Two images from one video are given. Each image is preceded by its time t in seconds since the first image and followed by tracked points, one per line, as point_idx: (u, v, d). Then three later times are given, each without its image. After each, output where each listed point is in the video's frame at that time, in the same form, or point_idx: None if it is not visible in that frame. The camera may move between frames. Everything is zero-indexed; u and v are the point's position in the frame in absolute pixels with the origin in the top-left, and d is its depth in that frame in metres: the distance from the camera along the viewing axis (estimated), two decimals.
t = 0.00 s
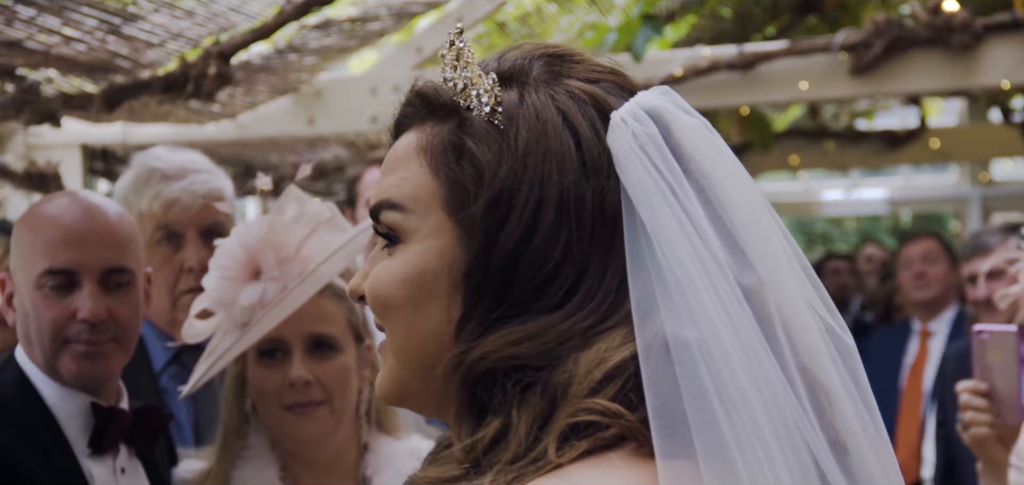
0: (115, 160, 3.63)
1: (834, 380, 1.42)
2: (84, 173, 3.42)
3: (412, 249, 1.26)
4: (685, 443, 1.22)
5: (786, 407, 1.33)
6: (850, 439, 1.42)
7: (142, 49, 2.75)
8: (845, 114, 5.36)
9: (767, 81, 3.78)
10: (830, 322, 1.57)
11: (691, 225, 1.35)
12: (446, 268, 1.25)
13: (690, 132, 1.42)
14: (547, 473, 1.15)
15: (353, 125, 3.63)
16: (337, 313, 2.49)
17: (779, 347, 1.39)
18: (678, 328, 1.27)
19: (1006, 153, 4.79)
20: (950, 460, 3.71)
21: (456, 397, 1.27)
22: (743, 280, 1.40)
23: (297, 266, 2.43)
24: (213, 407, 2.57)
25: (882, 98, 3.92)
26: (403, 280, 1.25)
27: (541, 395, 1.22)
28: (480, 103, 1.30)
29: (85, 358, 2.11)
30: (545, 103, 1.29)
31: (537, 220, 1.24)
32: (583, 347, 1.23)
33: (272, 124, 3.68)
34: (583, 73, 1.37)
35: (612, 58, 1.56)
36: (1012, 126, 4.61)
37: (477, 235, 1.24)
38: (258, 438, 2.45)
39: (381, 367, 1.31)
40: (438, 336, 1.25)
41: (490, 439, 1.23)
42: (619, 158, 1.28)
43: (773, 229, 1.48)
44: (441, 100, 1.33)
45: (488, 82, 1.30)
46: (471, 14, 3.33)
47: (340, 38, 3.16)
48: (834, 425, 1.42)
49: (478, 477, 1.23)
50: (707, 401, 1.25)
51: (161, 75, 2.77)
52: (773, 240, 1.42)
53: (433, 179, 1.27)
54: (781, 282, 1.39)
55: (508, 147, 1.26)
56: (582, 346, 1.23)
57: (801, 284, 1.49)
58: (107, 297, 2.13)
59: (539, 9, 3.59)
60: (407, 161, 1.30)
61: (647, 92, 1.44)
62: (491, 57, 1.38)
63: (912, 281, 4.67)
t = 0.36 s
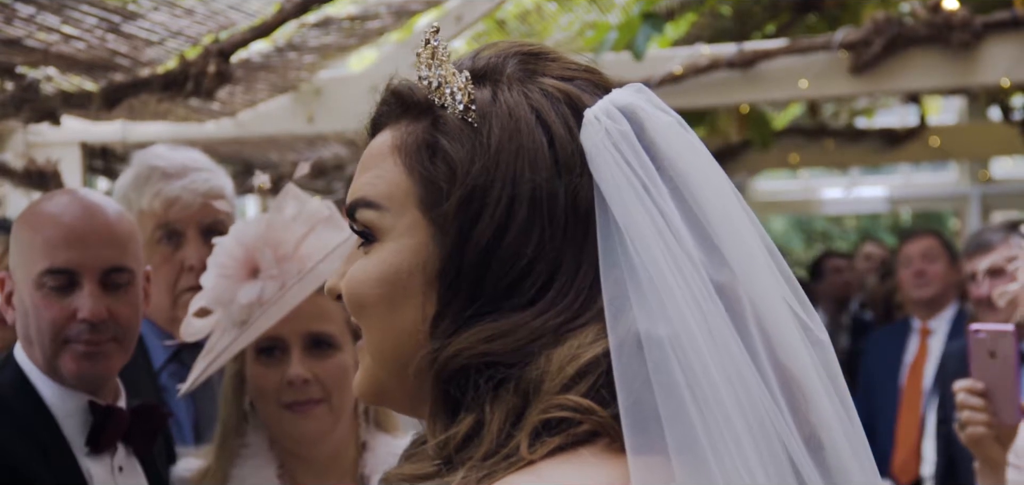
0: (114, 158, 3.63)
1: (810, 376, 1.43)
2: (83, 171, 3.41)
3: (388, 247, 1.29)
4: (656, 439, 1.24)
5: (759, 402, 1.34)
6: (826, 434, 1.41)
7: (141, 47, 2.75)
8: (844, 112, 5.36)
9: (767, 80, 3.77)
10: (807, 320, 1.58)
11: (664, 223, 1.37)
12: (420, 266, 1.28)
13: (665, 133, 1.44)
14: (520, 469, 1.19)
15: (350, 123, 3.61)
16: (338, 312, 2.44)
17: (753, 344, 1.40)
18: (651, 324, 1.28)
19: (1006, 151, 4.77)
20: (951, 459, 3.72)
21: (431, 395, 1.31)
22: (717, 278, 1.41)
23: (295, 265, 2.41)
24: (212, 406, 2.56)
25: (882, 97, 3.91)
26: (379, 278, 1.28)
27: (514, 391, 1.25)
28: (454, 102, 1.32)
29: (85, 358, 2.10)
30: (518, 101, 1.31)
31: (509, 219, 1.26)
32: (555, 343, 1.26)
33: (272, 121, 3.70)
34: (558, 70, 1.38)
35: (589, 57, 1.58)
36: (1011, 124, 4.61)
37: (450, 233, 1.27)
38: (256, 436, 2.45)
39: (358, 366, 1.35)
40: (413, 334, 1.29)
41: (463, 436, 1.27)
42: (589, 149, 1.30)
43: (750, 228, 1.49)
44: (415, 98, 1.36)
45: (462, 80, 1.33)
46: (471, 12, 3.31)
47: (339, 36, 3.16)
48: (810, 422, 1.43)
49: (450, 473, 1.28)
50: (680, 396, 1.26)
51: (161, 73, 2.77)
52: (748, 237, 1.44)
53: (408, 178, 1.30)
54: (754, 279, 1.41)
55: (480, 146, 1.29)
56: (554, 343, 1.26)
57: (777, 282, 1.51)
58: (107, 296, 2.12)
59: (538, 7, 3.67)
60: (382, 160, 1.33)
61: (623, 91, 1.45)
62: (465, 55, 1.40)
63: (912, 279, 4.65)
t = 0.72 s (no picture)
0: (113, 157, 3.63)
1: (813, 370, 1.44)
2: (83, 170, 3.42)
3: (388, 247, 1.32)
4: (658, 437, 1.25)
5: (761, 396, 1.36)
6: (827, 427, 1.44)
7: (141, 46, 2.75)
8: (844, 111, 5.36)
9: (767, 78, 3.76)
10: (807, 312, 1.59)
11: (665, 220, 1.38)
12: (421, 265, 1.31)
13: (665, 130, 1.45)
14: (523, 469, 1.22)
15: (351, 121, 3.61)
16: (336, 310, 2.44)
17: (753, 339, 1.42)
18: (652, 322, 1.30)
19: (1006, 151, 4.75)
20: (951, 458, 3.73)
21: (434, 394, 1.34)
22: (718, 273, 1.43)
23: (294, 262, 2.42)
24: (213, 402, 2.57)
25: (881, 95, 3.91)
26: (380, 279, 1.31)
27: (515, 389, 1.28)
28: (452, 101, 1.34)
29: (80, 358, 2.11)
30: (516, 99, 1.33)
31: (509, 217, 1.29)
32: (554, 341, 1.28)
33: (272, 119, 3.70)
34: (555, 67, 1.40)
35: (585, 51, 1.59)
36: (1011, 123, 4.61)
37: (449, 232, 1.30)
38: (255, 434, 2.45)
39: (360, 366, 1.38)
40: (414, 333, 1.32)
41: (467, 433, 1.30)
42: (589, 149, 1.32)
43: (750, 224, 1.51)
44: (412, 98, 1.38)
45: (459, 79, 1.35)
46: (472, 11, 3.32)
47: (339, 34, 3.16)
48: (813, 416, 1.44)
49: (453, 471, 1.31)
50: (681, 391, 1.28)
51: (161, 72, 2.78)
52: (747, 233, 1.46)
53: (407, 179, 1.33)
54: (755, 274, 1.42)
55: (479, 144, 1.31)
56: (554, 341, 1.28)
57: (779, 278, 1.52)
58: (102, 295, 2.12)
59: (538, 6, 3.65)
60: (382, 160, 1.35)
61: (622, 87, 1.47)
62: (462, 54, 1.42)
63: (912, 277, 4.67)
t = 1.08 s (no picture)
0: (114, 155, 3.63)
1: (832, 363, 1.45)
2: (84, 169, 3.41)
3: (405, 240, 1.32)
4: (677, 429, 1.27)
5: (781, 388, 1.36)
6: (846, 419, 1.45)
7: (142, 44, 2.75)
8: (845, 109, 5.37)
9: (768, 76, 3.76)
10: (824, 302, 1.59)
11: (684, 215, 1.39)
12: (438, 257, 1.31)
13: (682, 124, 1.45)
14: (545, 462, 1.22)
15: (356, 119, 3.63)
16: (335, 309, 2.46)
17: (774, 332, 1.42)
18: (670, 315, 1.31)
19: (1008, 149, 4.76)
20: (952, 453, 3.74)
21: (452, 389, 1.34)
22: (736, 266, 1.43)
23: (294, 260, 2.41)
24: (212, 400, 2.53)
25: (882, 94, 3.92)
26: (397, 272, 1.31)
27: (534, 385, 1.28)
28: (469, 93, 1.34)
29: (79, 357, 2.10)
30: (533, 92, 1.33)
31: (526, 210, 1.29)
32: (572, 334, 1.28)
33: (273, 117, 3.70)
34: (573, 60, 1.41)
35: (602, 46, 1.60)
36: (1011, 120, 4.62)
37: (466, 226, 1.30)
38: (254, 432, 2.44)
39: (378, 359, 1.39)
40: (432, 328, 1.32)
41: (486, 429, 1.30)
42: (606, 142, 1.31)
43: (769, 217, 1.51)
44: (430, 91, 1.38)
45: (477, 72, 1.35)
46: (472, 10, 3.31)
47: (340, 32, 3.16)
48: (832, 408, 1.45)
49: (474, 468, 1.31)
50: (699, 384, 1.29)
51: (161, 70, 2.77)
52: (767, 226, 1.46)
53: (425, 172, 1.33)
54: (774, 268, 1.43)
55: (496, 137, 1.31)
56: (573, 336, 1.28)
57: (798, 270, 1.53)
58: (101, 294, 2.11)
59: (539, 4, 3.67)
60: (399, 153, 1.36)
61: (638, 80, 1.47)
62: (480, 47, 1.42)
63: (912, 276, 4.69)
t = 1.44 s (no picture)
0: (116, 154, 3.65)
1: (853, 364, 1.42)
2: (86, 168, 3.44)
3: (424, 242, 1.29)
4: (701, 431, 1.23)
5: (804, 390, 1.33)
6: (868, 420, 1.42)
7: (144, 43, 2.75)
8: (846, 108, 5.37)
9: (770, 74, 3.76)
10: (843, 302, 1.57)
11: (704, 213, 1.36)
12: (459, 258, 1.28)
13: (701, 122, 1.42)
14: (568, 463, 1.19)
15: (356, 119, 3.62)
16: (337, 307, 2.48)
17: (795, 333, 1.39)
18: (692, 315, 1.28)
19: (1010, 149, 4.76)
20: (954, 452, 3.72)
21: (475, 391, 1.32)
22: (757, 266, 1.40)
23: (296, 259, 2.41)
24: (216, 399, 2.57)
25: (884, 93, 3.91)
26: (416, 273, 1.29)
27: (557, 387, 1.25)
28: (488, 94, 1.32)
29: (82, 356, 2.09)
30: (553, 93, 1.30)
31: (549, 211, 1.26)
32: (596, 337, 1.25)
33: (275, 116, 3.70)
34: (591, 60, 1.38)
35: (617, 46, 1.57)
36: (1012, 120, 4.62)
37: (488, 228, 1.27)
38: (257, 431, 2.42)
39: (398, 361, 1.35)
40: (454, 330, 1.29)
41: (510, 431, 1.27)
42: (627, 143, 1.28)
43: (789, 216, 1.48)
44: (447, 91, 1.35)
45: (496, 73, 1.32)
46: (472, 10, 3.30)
47: (342, 32, 3.16)
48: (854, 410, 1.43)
49: (497, 469, 1.27)
50: (722, 385, 1.25)
51: (163, 69, 2.77)
52: (787, 225, 1.43)
53: (444, 173, 1.30)
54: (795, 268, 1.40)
55: (517, 138, 1.28)
56: (595, 338, 1.25)
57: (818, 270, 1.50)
58: (104, 293, 2.10)
59: (540, 4, 3.58)
60: (418, 153, 1.33)
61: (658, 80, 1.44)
62: (497, 47, 1.39)
63: (914, 275, 4.69)
